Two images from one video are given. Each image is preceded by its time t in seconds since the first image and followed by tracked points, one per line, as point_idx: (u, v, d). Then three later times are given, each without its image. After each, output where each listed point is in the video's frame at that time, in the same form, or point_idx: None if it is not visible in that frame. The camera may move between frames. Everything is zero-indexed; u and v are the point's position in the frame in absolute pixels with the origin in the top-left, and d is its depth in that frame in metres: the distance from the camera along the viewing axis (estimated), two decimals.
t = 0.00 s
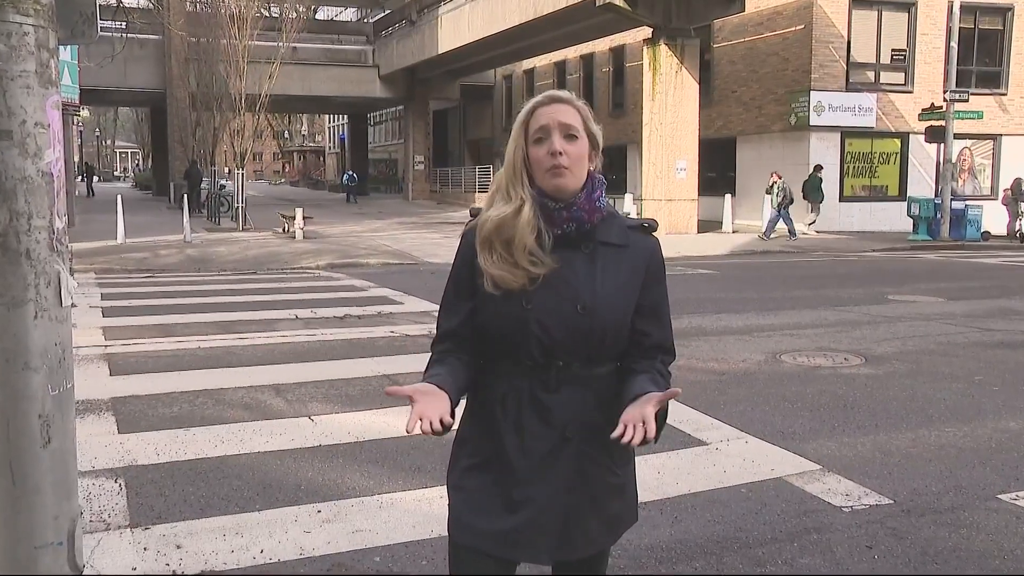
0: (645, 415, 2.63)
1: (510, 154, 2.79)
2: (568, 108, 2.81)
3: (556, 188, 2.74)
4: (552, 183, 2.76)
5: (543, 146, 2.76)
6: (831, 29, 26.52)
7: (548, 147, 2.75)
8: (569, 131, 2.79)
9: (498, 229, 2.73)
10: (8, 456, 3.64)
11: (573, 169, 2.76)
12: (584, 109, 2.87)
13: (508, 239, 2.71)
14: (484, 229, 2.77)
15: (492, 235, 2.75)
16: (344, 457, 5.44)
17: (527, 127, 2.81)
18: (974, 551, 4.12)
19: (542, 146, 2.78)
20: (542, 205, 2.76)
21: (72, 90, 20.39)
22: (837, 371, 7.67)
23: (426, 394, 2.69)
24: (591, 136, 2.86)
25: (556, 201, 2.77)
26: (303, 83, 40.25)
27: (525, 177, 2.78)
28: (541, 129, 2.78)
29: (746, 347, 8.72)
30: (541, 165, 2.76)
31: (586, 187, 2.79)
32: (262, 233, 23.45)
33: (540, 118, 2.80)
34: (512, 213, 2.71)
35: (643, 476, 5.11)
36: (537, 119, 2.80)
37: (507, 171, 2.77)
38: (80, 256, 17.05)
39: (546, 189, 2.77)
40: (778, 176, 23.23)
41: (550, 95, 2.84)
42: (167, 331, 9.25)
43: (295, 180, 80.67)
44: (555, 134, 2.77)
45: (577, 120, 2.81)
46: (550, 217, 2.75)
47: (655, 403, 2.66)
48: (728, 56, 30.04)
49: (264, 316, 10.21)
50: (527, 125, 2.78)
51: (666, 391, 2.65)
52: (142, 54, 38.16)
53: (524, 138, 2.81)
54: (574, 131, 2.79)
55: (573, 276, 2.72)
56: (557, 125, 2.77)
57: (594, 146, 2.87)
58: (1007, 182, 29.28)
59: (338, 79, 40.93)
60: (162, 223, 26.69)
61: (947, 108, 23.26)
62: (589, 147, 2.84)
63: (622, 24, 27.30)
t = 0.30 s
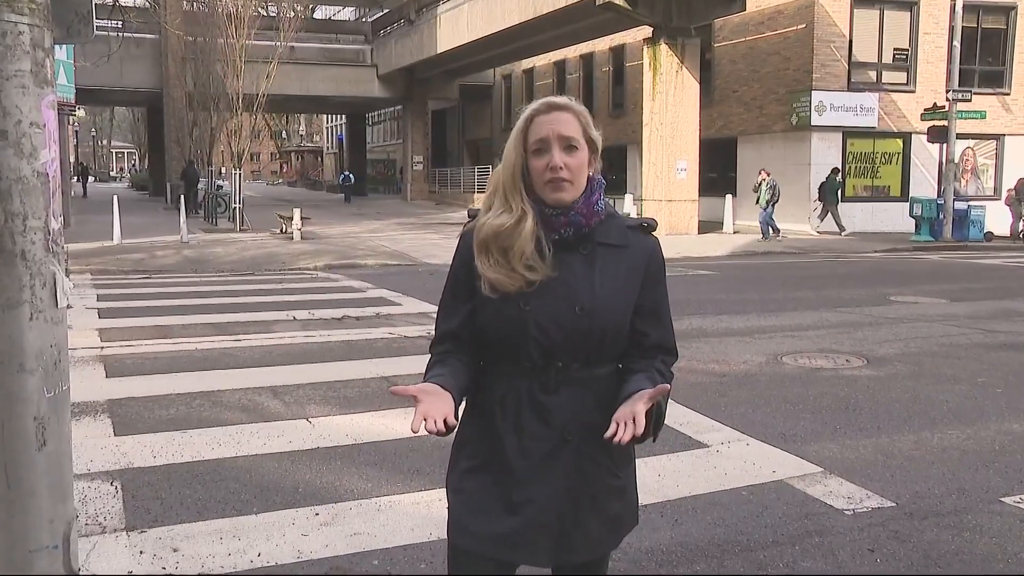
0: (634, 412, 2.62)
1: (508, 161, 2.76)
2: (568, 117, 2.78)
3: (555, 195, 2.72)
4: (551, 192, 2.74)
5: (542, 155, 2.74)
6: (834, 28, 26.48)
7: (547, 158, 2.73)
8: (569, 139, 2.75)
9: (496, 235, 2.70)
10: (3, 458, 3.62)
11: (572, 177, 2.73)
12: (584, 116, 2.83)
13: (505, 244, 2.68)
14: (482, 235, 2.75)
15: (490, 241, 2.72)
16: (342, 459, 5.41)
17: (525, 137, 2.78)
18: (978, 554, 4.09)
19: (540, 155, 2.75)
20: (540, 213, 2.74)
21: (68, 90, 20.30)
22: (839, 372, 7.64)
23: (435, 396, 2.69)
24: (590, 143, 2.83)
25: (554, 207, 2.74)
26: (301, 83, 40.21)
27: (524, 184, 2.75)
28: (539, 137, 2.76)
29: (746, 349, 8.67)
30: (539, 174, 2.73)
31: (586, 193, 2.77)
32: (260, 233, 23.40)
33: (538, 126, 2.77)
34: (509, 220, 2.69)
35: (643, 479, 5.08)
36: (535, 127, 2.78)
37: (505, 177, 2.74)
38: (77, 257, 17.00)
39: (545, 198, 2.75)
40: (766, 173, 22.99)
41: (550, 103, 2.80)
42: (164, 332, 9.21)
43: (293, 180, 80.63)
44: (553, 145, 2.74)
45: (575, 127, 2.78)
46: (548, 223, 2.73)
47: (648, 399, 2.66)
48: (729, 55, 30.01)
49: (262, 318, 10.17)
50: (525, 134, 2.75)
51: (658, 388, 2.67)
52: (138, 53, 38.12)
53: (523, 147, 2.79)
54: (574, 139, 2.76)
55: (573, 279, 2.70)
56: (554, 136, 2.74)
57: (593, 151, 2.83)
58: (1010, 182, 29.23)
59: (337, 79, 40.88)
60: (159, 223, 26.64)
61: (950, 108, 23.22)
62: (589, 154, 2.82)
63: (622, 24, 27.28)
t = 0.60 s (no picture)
0: (631, 415, 2.59)
1: (507, 161, 2.73)
2: (568, 117, 2.75)
3: (555, 196, 2.69)
4: (550, 192, 2.71)
5: (541, 156, 2.71)
6: (836, 27, 26.46)
7: (547, 159, 2.70)
8: (568, 141, 2.73)
9: (493, 235, 2.68)
10: None
11: (571, 178, 2.70)
12: (583, 116, 2.81)
13: (504, 244, 2.66)
14: (480, 234, 2.72)
15: (488, 241, 2.70)
16: (340, 461, 5.37)
17: (524, 137, 2.75)
18: (981, 558, 4.05)
19: (540, 155, 2.72)
20: (539, 213, 2.71)
21: (63, 89, 20.23)
22: (841, 374, 7.61)
23: (434, 399, 2.66)
24: (590, 143, 2.80)
25: (552, 207, 2.72)
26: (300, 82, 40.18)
27: (522, 184, 2.72)
28: (539, 138, 2.73)
29: (748, 350, 8.64)
30: (539, 174, 2.70)
31: (585, 193, 2.74)
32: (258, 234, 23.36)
33: (537, 126, 2.75)
34: (508, 220, 2.66)
35: (644, 482, 5.04)
36: (534, 128, 2.75)
37: (504, 176, 2.71)
38: (73, 258, 16.97)
39: (544, 197, 2.72)
40: (758, 175, 23.04)
41: (549, 102, 2.77)
42: (162, 333, 9.18)
43: (290, 180, 80.61)
44: (553, 145, 2.72)
45: (575, 127, 2.75)
46: (548, 223, 2.70)
47: (645, 402, 2.62)
48: (730, 54, 29.99)
49: (260, 320, 10.14)
50: (523, 133, 2.73)
51: (654, 391, 2.63)
52: (135, 53, 38.09)
53: (522, 147, 2.76)
54: (573, 140, 2.73)
55: (572, 279, 2.67)
56: (554, 136, 2.72)
57: (593, 152, 2.81)
58: (1014, 183, 29.18)
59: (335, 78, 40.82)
60: (156, 224, 26.57)
61: (953, 107, 23.18)
62: (588, 154, 2.79)
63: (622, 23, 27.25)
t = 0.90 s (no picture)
0: (630, 413, 2.57)
1: (505, 160, 2.70)
2: (567, 116, 2.73)
3: (553, 195, 2.66)
4: (549, 191, 2.68)
5: (540, 155, 2.68)
6: (838, 27, 26.44)
7: (545, 158, 2.67)
8: (567, 139, 2.70)
9: (492, 234, 2.65)
10: None
11: (571, 178, 2.67)
12: (583, 115, 2.78)
13: (502, 243, 2.63)
14: (478, 234, 2.70)
15: (487, 241, 2.67)
16: (338, 464, 5.34)
17: (523, 136, 2.73)
18: (984, 561, 4.02)
19: (538, 154, 2.69)
20: (539, 212, 2.68)
21: (60, 88, 20.21)
22: (844, 376, 7.57)
23: (431, 400, 2.63)
24: (589, 142, 2.77)
25: (552, 206, 2.69)
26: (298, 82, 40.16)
27: (520, 183, 2.70)
28: (537, 137, 2.70)
29: (749, 352, 8.61)
30: (537, 173, 2.67)
31: (584, 192, 2.71)
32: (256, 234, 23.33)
33: (536, 125, 2.72)
34: (506, 219, 2.64)
35: (645, 484, 5.01)
36: (533, 126, 2.72)
37: (502, 176, 2.69)
38: (70, 258, 16.96)
39: (543, 196, 2.69)
40: (748, 174, 22.83)
41: (549, 101, 2.74)
42: (159, 335, 9.15)
43: (288, 180, 80.54)
44: (553, 144, 2.69)
45: (573, 127, 2.72)
46: (547, 223, 2.67)
47: (644, 400, 2.60)
48: (731, 54, 29.96)
49: (259, 321, 10.12)
50: (522, 132, 2.70)
51: (653, 388, 2.61)
52: (132, 52, 38.07)
53: (521, 146, 2.73)
54: (572, 139, 2.70)
55: (571, 279, 2.64)
56: (553, 135, 2.69)
57: (592, 151, 2.78)
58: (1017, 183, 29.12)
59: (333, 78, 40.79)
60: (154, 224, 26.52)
61: (957, 107, 23.13)
62: (588, 154, 2.76)
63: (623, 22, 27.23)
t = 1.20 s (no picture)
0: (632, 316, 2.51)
1: (502, 165, 2.67)
2: (566, 123, 2.67)
3: (549, 200, 2.62)
4: (544, 198, 2.64)
5: (535, 164, 2.64)
6: (840, 26, 26.43)
7: (541, 166, 2.63)
8: (564, 149, 2.64)
9: (488, 237, 2.62)
10: None
11: (565, 186, 2.63)
12: (583, 122, 2.73)
13: (498, 245, 2.60)
14: (473, 236, 2.67)
15: (483, 242, 2.64)
16: (337, 467, 5.31)
17: (521, 142, 2.68)
18: (987, 564, 3.99)
19: (534, 162, 2.65)
20: (535, 217, 2.64)
21: (55, 88, 20.17)
22: (846, 378, 7.54)
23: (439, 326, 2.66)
24: (589, 151, 2.73)
25: (548, 211, 2.65)
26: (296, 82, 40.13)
27: (515, 188, 2.66)
28: (534, 145, 2.66)
29: (751, 354, 8.58)
30: (532, 180, 2.63)
31: (581, 197, 2.67)
32: (253, 235, 23.30)
33: (533, 131, 2.67)
34: (501, 222, 2.61)
35: (646, 487, 4.98)
36: (531, 132, 2.68)
37: (498, 180, 2.66)
38: (66, 259, 16.92)
39: (539, 203, 2.65)
40: (738, 177, 22.52)
41: (548, 106, 2.70)
42: (156, 337, 9.12)
43: (286, 180, 80.52)
44: (549, 153, 2.63)
45: (572, 135, 2.67)
46: (543, 227, 2.64)
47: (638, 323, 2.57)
48: (732, 53, 29.96)
49: (257, 322, 10.09)
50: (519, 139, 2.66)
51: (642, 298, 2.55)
52: (128, 51, 38.03)
53: (517, 152, 2.69)
54: (570, 148, 2.65)
55: (568, 281, 2.61)
56: (551, 143, 2.64)
57: (591, 158, 2.73)
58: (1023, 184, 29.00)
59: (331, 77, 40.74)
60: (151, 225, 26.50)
61: (960, 107, 23.08)
62: (586, 161, 2.72)
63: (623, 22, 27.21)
